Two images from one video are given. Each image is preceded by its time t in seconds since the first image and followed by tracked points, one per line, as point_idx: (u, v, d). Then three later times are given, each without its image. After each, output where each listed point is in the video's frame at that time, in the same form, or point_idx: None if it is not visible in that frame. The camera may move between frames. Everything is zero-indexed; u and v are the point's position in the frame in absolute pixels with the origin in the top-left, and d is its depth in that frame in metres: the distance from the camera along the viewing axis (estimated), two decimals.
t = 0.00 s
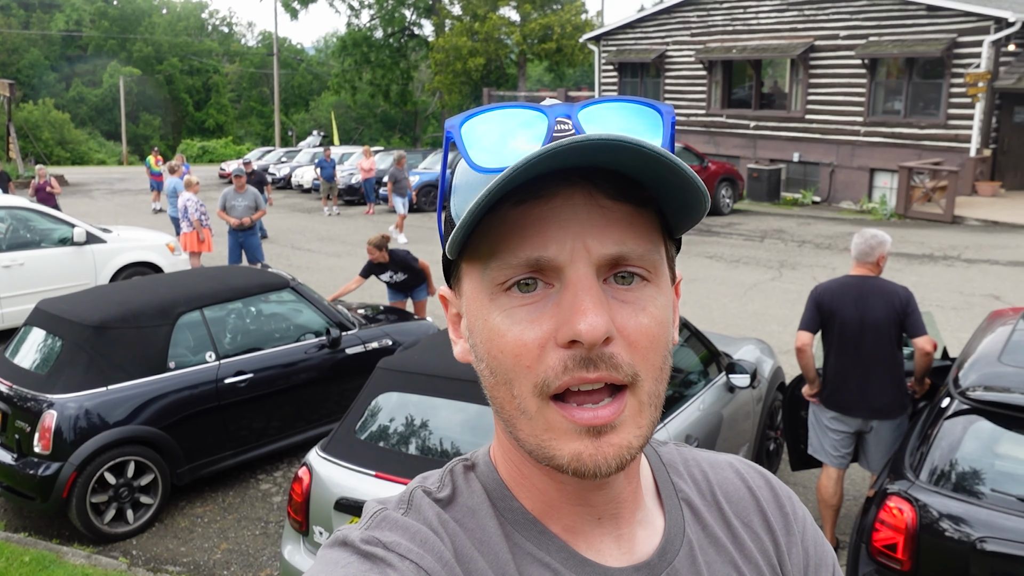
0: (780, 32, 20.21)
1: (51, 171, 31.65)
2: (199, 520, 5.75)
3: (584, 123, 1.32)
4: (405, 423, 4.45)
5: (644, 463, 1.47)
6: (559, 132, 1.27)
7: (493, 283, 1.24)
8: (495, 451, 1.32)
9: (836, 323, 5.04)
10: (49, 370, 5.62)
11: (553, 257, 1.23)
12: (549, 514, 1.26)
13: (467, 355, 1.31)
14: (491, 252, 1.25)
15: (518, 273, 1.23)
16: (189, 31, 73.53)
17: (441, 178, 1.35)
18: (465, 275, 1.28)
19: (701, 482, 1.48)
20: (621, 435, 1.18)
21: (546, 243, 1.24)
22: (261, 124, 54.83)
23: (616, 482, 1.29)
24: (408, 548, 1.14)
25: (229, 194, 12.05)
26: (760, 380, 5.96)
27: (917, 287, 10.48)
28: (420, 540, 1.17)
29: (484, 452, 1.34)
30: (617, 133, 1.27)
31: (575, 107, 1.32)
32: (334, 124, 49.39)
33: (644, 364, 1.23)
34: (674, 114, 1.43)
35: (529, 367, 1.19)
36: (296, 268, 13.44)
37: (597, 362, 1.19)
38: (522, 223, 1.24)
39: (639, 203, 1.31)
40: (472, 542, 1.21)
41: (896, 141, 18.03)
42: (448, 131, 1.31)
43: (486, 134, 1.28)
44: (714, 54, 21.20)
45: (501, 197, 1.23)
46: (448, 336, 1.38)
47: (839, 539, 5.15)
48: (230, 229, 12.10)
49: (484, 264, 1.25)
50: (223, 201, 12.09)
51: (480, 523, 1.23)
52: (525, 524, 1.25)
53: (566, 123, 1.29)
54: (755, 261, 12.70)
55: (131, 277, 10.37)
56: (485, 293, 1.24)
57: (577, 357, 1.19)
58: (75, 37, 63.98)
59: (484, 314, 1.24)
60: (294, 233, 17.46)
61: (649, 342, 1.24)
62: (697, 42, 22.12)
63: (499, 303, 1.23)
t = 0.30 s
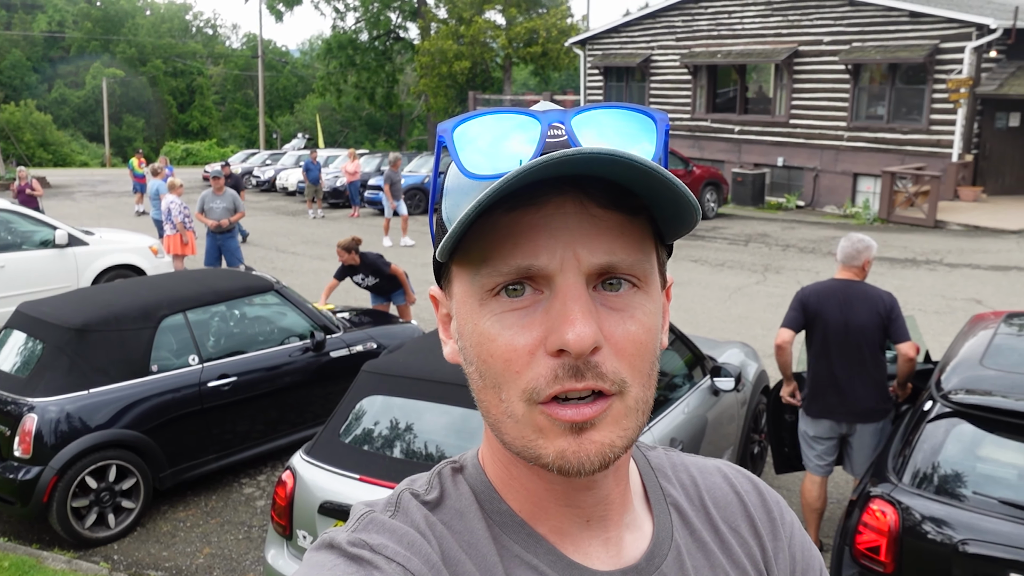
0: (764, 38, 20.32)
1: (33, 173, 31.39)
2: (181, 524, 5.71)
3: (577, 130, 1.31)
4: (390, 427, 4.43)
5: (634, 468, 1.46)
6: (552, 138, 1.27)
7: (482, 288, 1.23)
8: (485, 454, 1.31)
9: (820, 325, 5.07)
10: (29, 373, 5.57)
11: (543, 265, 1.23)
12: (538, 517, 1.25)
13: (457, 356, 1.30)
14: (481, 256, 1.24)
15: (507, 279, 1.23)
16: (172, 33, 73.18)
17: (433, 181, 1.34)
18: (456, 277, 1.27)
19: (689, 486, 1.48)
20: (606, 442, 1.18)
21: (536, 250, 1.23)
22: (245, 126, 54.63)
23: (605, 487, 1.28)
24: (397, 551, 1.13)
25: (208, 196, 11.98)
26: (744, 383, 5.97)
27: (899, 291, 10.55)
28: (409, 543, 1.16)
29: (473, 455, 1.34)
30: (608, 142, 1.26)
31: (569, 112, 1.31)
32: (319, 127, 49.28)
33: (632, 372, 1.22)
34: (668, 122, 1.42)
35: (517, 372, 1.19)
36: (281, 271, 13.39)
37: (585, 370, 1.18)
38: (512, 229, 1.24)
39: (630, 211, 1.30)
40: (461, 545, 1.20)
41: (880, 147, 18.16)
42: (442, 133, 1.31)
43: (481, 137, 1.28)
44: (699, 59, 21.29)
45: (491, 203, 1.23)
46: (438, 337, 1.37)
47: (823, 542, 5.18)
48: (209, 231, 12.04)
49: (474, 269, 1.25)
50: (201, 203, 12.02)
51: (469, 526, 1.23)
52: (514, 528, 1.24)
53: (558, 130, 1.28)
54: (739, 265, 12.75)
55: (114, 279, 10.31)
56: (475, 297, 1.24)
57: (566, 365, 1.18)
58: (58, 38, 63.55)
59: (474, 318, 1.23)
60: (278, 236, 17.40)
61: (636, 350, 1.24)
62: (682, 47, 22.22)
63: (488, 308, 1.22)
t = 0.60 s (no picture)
0: (750, 42, 20.40)
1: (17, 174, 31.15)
2: (166, 527, 5.68)
3: (558, 135, 1.30)
4: (376, 429, 4.42)
5: (618, 474, 1.46)
6: (532, 143, 1.27)
7: (462, 295, 1.24)
8: (469, 461, 1.31)
9: (805, 327, 5.09)
10: (12, 376, 5.52)
11: (523, 272, 1.22)
12: (522, 524, 1.25)
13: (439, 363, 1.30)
14: (462, 262, 1.24)
15: (488, 286, 1.23)
16: (158, 34, 72.83)
17: (416, 188, 1.34)
18: (438, 283, 1.27)
19: (672, 491, 1.49)
20: (588, 449, 1.17)
21: (517, 258, 1.23)
22: (232, 127, 54.40)
23: (589, 494, 1.28)
24: (382, 558, 1.14)
25: (191, 199, 11.94)
26: (730, 385, 5.99)
27: (885, 294, 10.61)
28: (394, 550, 1.16)
29: (458, 461, 1.33)
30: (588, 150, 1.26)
31: (550, 118, 1.31)
32: (306, 128, 49.16)
33: (612, 377, 1.22)
34: (649, 128, 1.42)
35: (498, 377, 1.19)
36: (268, 273, 13.34)
37: (566, 377, 1.19)
38: (492, 236, 1.24)
39: (611, 218, 1.30)
40: (447, 552, 1.20)
41: (866, 150, 18.26)
42: (423, 140, 1.31)
43: (465, 143, 1.28)
44: (686, 62, 21.34)
45: (472, 210, 1.23)
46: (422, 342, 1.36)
47: (809, 544, 5.20)
48: (192, 234, 11.99)
49: (455, 276, 1.25)
50: (183, 206, 11.96)
51: (454, 532, 1.22)
52: (499, 534, 1.24)
53: (538, 136, 1.28)
54: (726, 267, 12.79)
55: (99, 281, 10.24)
56: (455, 305, 1.24)
57: (545, 370, 1.18)
58: (42, 38, 63.09)
59: (456, 324, 1.23)
60: (265, 238, 17.33)
61: (618, 355, 1.24)
62: (669, 50, 22.28)
63: (470, 313, 1.22)
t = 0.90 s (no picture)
0: (741, 43, 20.44)
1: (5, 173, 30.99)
2: (155, 529, 5.65)
3: (542, 143, 1.30)
4: (367, 430, 4.41)
5: (602, 481, 1.45)
6: (516, 151, 1.27)
7: (446, 302, 1.23)
8: (452, 468, 1.31)
9: (796, 325, 5.09)
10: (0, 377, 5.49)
11: (506, 280, 1.22)
12: (506, 531, 1.24)
13: (422, 369, 1.30)
14: (445, 270, 1.23)
15: (472, 295, 1.22)
16: (148, 33, 72.56)
17: (398, 196, 1.34)
18: (421, 290, 1.27)
19: (654, 497, 1.48)
20: (571, 457, 1.17)
21: (501, 265, 1.22)
22: (222, 127, 54.20)
23: (572, 502, 1.28)
24: (364, 566, 1.13)
25: (182, 199, 11.90)
26: (721, 387, 5.99)
27: (874, 295, 10.65)
28: (377, 558, 1.16)
29: (441, 468, 1.33)
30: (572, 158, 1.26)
31: (534, 125, 1.31)
32: (296, 128, 49.04)
33: (596, 384, 1.22)
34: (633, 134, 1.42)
35: (482, 386, 1.18)
36: (258, 273, 13.31)
37: (550, 386, 1.18)
38: (475, 244, 1.23)
39: (596, 224, 1.30)
40: (430, 559, 1.20)
41: (855, 151, 18.33)
42: (405, 147, 1.30)
43: (447, 149, 1.27)
44: (676, 63, 21.39)
45: (455, 216, 1.23)
46: (404, 348, 1.36)
47: (799, 544, 5.21)
48: (182, 234, 11.93)
49: (439, 284, 1.24)
50: (172, 206, 11.91)
51: (438, 540, 1.22)
52: (482, 541, 1.23)
53: (522, 143, 1.27)
54: (717, 268, 12.83)
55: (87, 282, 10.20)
56: (439, 313, 1.23)
57: (531, 378, 1.18)
58: (30, 37, 62.78)
59: (438, 331, 1.23)
60: (255, 238, 17.28)
61: (602, 362, 1.23)
62: (660, 51, 22.33)
63: (453, 321, 1.22)
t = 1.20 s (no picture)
0: (737, 42, 20.44)
1: None
2: (150, 527, 5.65)
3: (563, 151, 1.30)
4: (362, 429, 4.41)
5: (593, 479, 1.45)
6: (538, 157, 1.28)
7: (466, 311, 1.21)
8: (449, 470, 1.30)
9: (787, 325, 5.11)
10: None
11: (535, 290, 1.22)
12: (504, 532, 1.24)
13: (426, 376, 1.29)
14: (467, 278, 1.22)
15: (496, 305, 1.21)
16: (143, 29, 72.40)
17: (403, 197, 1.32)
18: (431, 298, 1.25)
19: (646, 494, 1.48)
20: (594, 466, 1.18)
21: (529, 276, 1.22)
22: (217, 125, 54.13)
23: (573, 504, 1.28)
24: (361, 567, 1.13)
25: (179, 197, 11.87)
26: (716, 386, 5.99)
27: (869, 295, 10.68)
28: (374, 558, 1.16)
29: (437, 469, 1.33)
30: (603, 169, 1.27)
31: (555, 132, 1.31)
32: (291, 126, 48.94)
33: (616, 394, 1.23)
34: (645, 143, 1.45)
35: (509, 398, 1.17)
36: (253, 271, 13.29)
37: (578, 397, 1.18)
38: (501, 253, 1.22)
39: (613, 232, 1.31)
40: (427, 560, 1.20)
41: (851, 151, 18.36)
42: (422, 152, 1.28)
43: (454, 148, 1.27)
44: (672, 62, 21.40)
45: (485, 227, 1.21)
46: (401, 354, 1.35)
47: (793, 543, 5.22)
48: (179, 233, 11.90)
49: (458, 292, 1.22)
50: (170, 203, 11.87)
51: (435, 540, 1.22)
52: (478, 541, 1.23)
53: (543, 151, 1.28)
54: (712, 267, 12.85)
55: (82, 279, 10.18)
56: (457, 322, 1.22)
57: (560, 390, 1.18)
58: (24, 33, 62.58)
59: (457, 341, 1.21)
60: (250, 236, 17.25)
61: (618, 370, 1.25)
62: (656, 50, 22.34)
63: (473, 331, 1.21)
